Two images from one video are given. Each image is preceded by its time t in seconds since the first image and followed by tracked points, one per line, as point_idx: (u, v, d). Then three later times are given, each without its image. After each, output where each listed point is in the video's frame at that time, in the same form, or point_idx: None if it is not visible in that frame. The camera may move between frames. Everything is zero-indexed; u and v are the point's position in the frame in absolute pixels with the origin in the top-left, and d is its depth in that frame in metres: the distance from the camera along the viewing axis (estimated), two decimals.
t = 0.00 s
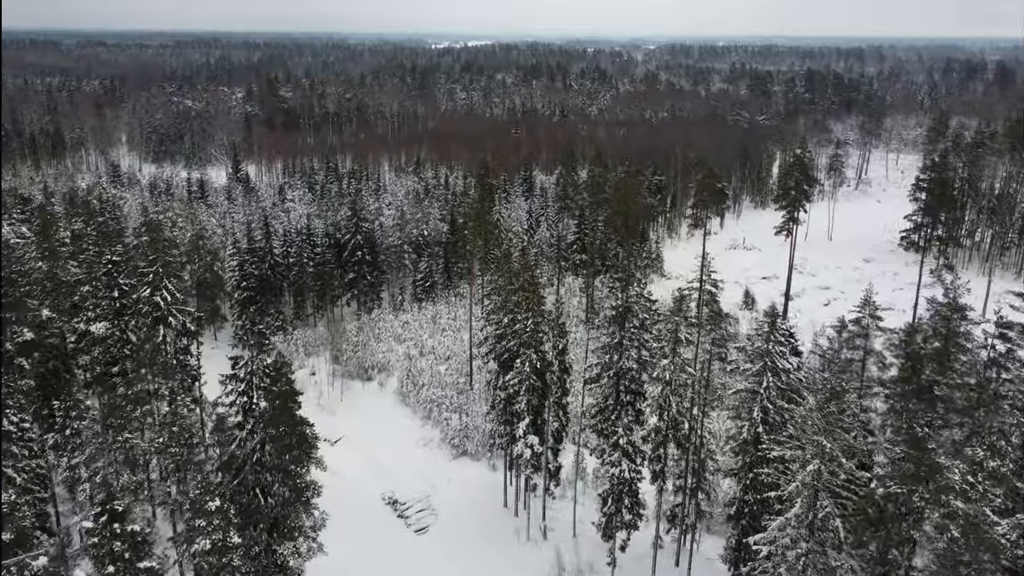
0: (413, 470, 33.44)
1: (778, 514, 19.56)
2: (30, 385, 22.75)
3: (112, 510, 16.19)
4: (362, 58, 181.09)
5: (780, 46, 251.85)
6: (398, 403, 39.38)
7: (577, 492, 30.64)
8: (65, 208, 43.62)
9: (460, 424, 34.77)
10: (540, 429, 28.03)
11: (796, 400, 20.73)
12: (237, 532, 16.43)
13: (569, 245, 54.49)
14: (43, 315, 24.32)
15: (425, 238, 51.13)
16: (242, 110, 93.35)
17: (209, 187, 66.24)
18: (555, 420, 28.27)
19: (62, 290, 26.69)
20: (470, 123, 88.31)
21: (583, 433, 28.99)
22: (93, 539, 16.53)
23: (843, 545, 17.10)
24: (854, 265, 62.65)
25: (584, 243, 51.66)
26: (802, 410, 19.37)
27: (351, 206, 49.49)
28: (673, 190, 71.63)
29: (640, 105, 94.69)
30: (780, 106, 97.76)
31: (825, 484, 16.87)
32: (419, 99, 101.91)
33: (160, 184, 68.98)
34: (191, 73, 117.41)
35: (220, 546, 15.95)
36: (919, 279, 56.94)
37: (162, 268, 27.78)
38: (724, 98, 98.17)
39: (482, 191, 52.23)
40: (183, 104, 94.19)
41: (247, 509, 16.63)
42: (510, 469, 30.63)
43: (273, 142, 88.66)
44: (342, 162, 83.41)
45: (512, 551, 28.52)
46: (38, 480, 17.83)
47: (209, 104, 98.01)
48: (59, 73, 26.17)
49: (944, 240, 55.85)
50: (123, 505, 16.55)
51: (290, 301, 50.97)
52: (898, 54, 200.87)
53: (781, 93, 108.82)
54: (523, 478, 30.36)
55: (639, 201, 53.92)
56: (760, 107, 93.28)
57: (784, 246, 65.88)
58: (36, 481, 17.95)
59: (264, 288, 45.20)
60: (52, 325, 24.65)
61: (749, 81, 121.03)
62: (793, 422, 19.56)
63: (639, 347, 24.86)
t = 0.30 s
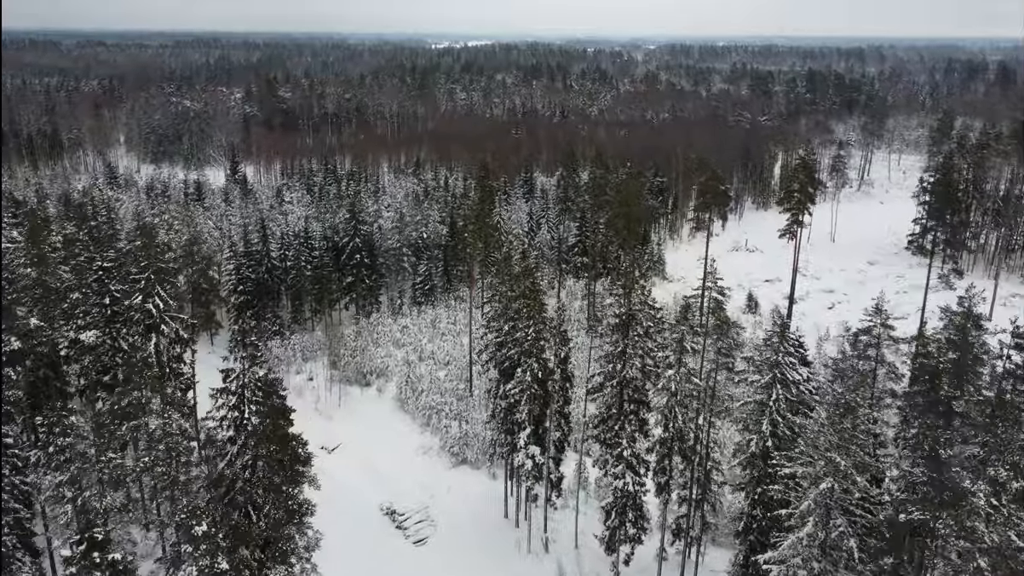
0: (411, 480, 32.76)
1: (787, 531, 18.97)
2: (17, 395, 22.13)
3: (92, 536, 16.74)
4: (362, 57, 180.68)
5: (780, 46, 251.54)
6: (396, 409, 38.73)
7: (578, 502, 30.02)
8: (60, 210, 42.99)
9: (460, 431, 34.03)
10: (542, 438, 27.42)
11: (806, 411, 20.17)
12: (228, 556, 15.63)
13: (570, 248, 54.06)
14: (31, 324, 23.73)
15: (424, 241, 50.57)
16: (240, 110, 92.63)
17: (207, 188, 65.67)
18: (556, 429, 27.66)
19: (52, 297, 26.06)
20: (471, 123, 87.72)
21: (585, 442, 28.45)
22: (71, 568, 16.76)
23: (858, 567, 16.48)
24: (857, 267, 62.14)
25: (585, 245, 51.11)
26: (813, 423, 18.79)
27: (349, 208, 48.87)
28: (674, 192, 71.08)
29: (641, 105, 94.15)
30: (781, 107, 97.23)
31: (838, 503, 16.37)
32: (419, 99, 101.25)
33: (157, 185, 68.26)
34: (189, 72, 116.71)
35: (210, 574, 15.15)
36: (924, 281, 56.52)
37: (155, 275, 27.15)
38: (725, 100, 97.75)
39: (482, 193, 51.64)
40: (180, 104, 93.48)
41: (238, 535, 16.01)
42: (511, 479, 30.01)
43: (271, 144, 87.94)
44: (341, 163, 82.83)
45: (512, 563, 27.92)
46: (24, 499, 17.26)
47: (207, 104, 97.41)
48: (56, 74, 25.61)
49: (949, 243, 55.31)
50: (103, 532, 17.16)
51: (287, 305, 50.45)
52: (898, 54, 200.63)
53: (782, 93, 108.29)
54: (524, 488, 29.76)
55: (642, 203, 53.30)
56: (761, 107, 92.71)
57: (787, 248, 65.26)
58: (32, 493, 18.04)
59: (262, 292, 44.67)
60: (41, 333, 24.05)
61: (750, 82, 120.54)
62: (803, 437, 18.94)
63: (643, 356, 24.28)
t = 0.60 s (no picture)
0: (410, 489, 32.12)
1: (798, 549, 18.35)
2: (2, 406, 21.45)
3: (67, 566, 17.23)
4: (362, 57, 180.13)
5: (780, 46, 250.89)
6: (394, 416, 38.06)
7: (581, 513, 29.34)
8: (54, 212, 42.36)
9: (459, 439, 33.31)
10: (543, 448, 26.77)
11: (816, 423, 19.59)
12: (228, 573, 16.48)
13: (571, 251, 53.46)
14: (18, 332, 23.08)
15: (423, 243, 49.90)
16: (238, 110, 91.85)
17: (204, 190, 65.09)
18: (558, 439, 27.02)
19: (41, 303, 25.43)
20: (470, 124, 87.12)
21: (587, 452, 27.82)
22: None
23: None
24: (861, 270, 61.52)
25: (586, 248, 50.54)
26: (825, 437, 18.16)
27: (348, 211, 48.27)
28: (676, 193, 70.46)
29: (642, 106, 93.58)
30: (782, 107, 96.62)
31: (853, 523, 15.86)
32: (418, 100, 100.61)
33: (153, 186, 67.52)
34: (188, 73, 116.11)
35: None
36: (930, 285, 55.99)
37: (147, 280, 26.49)
38: (726, 100, 97.14)
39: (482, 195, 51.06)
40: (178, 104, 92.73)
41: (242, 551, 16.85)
42: (512, 488, 29.36)
43: (270, 145, 87.09)
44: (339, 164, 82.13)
45: None
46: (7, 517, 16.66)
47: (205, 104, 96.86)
48: (47, 74, 24.96)
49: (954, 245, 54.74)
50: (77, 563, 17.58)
51: (284, 308, 49.76)
52: (899, 54, 200.14)
53: (783, 93, 107.70)
54: (525, 498, 29.13)
55: (643, 205, 52.72)
56: (763, 108, 92.11)
57: (790, 250, 64.59)
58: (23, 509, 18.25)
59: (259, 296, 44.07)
60: (29, 341, 23.42)
61: (752, 82, 119.97)
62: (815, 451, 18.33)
63: (648, 365, 23.62)
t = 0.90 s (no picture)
0: (408, 498, 31.47)
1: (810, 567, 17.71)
2: None
3: None
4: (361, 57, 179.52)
5: (780, 46, 250.43)
6: (393, 422, 37.42)
7: (583, 523, 28.70)
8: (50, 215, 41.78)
9: (458, 447, 32.67)
10: (544, 458, 26.15)
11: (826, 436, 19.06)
12: None
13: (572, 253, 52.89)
14: (5, 340, 22.42)
15: (423, 246, 49.23)
16: (237, 111, 91.49)
17: (200, 191, 64.44)
18: (560, 448, 26.39)
19: (30, 311, 24.82)
20: (470, 124, 86.53)
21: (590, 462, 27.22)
22: None
23: None
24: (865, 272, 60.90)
25: (587, 251, 50.07)
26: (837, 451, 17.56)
27: (346, 213, 47.70)
28: (677, 195, 69.82)
29: (643, 107, 93.05)
30: (784, 108, 96.09)
31: (868, 543, 15.40)
32: (417, 100, 100.09)
33: (151, 188, 66.95)
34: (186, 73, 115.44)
35: None
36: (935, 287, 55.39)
37: (138, 286, 25.78)
38: (727, 101, 96.74)
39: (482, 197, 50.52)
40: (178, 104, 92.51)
41: None
42: (512, 498, 28.73)
43: (268, 145, 86.57)
44: (338, 165, 81.56)
45: None
46: None
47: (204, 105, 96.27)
48: (44, 75, 24.61)
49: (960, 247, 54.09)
50: None
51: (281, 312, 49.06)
52: (900, 54, 199.54)
53: (785, 94, 107.22)
54: (525, 507, 28.53)
55: (645, 207, 52.15)
56: (765, 109, 91.55)
57: (792, 253, 63.95)
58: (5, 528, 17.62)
59: (256, 300, 43.46)
60: (17, 349, 22.81)
61: (753, 82, 119.44)
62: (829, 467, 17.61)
63: (652, 374, 23.05)
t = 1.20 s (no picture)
0: (406, 508, 30.89)
1: None
2: None
3: None
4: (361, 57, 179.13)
5: (780, 46, 249.87)
6: (391, 428, 36.82)
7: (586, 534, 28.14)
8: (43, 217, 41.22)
9: (458, 455, 32.03)
10: (546, 469, 25.63)
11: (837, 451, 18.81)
12: None
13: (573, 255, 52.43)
14: None
15: (422, 249, 48.63)
16: (235, 112, 91.00)
17: (198, 192, 63.92)
18: (562, 459, 25.86)
19: (19, 317, 24.27)
20: (470, 125, 86.01)
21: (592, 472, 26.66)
22: None
23: None
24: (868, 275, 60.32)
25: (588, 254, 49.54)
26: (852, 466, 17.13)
27: (344, 216, 47.06)
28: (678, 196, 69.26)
29: (643, 108, 92.50)
30: (785, 108, 95.49)
31: (884, 565, 15.61)
32: (417, 100, 99.55)
33: (147, 189, 66.39)
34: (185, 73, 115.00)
35: None
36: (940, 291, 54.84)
37: (129, 292, 25.19)
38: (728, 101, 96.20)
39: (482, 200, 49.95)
40: (175, 104, 91.91)
41: None
42: (513, 509, 28.17)
43: (266, 145, 85.99)
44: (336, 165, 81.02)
45: None
46: None
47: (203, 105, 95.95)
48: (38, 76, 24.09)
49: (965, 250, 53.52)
50: None
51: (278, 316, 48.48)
52: (901, 54, 199.08)
53: (786, 94, 106.63)
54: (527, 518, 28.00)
55: (647, 209, 51.58)
56: (766, 109, 91.01)
57: (795, 255, 63.36)
58: None
59: (253, 304, 42.90)
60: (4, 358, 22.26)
61: (754, 82, 118.84)
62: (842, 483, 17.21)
63: (656, 385, 22.52)
